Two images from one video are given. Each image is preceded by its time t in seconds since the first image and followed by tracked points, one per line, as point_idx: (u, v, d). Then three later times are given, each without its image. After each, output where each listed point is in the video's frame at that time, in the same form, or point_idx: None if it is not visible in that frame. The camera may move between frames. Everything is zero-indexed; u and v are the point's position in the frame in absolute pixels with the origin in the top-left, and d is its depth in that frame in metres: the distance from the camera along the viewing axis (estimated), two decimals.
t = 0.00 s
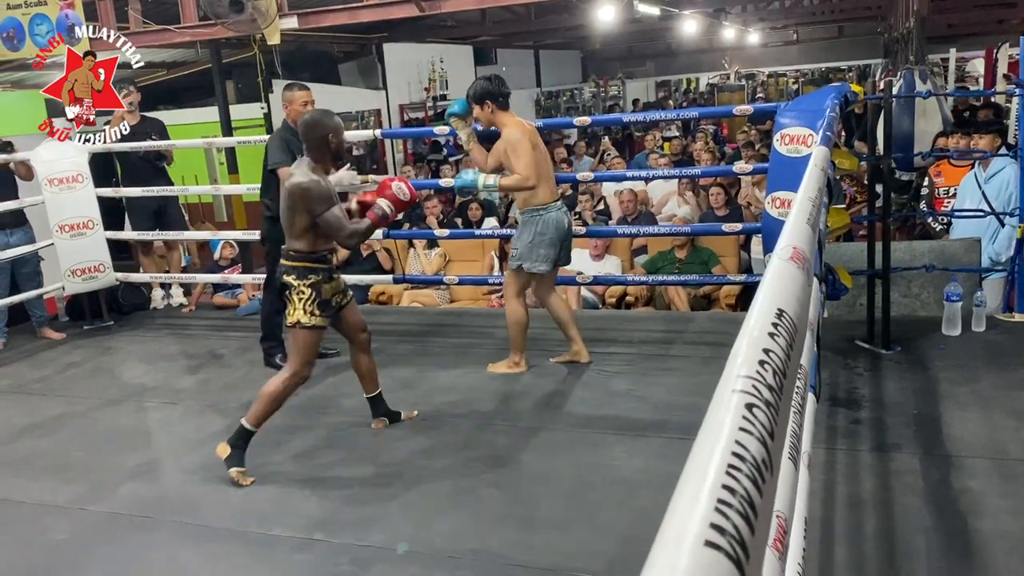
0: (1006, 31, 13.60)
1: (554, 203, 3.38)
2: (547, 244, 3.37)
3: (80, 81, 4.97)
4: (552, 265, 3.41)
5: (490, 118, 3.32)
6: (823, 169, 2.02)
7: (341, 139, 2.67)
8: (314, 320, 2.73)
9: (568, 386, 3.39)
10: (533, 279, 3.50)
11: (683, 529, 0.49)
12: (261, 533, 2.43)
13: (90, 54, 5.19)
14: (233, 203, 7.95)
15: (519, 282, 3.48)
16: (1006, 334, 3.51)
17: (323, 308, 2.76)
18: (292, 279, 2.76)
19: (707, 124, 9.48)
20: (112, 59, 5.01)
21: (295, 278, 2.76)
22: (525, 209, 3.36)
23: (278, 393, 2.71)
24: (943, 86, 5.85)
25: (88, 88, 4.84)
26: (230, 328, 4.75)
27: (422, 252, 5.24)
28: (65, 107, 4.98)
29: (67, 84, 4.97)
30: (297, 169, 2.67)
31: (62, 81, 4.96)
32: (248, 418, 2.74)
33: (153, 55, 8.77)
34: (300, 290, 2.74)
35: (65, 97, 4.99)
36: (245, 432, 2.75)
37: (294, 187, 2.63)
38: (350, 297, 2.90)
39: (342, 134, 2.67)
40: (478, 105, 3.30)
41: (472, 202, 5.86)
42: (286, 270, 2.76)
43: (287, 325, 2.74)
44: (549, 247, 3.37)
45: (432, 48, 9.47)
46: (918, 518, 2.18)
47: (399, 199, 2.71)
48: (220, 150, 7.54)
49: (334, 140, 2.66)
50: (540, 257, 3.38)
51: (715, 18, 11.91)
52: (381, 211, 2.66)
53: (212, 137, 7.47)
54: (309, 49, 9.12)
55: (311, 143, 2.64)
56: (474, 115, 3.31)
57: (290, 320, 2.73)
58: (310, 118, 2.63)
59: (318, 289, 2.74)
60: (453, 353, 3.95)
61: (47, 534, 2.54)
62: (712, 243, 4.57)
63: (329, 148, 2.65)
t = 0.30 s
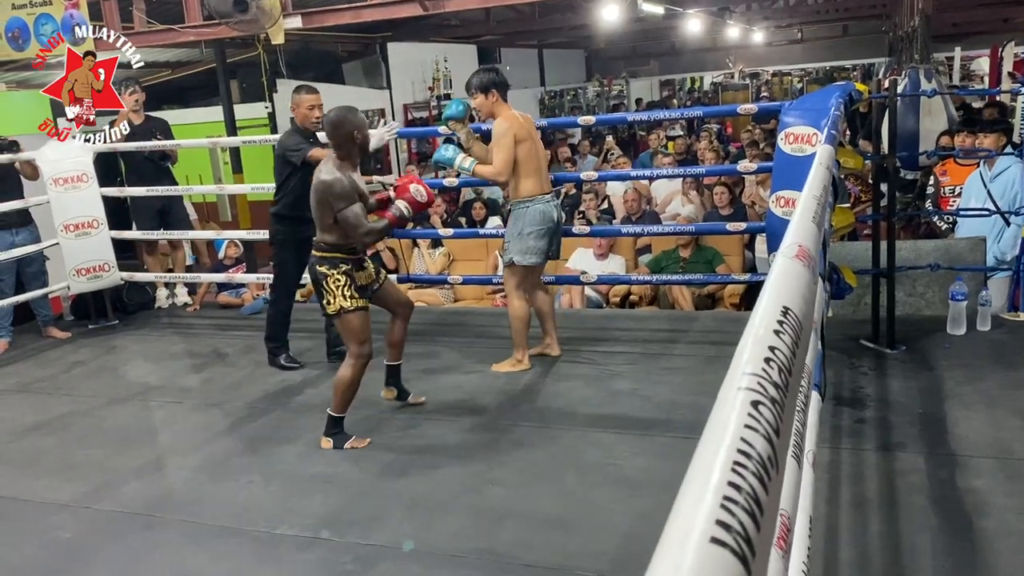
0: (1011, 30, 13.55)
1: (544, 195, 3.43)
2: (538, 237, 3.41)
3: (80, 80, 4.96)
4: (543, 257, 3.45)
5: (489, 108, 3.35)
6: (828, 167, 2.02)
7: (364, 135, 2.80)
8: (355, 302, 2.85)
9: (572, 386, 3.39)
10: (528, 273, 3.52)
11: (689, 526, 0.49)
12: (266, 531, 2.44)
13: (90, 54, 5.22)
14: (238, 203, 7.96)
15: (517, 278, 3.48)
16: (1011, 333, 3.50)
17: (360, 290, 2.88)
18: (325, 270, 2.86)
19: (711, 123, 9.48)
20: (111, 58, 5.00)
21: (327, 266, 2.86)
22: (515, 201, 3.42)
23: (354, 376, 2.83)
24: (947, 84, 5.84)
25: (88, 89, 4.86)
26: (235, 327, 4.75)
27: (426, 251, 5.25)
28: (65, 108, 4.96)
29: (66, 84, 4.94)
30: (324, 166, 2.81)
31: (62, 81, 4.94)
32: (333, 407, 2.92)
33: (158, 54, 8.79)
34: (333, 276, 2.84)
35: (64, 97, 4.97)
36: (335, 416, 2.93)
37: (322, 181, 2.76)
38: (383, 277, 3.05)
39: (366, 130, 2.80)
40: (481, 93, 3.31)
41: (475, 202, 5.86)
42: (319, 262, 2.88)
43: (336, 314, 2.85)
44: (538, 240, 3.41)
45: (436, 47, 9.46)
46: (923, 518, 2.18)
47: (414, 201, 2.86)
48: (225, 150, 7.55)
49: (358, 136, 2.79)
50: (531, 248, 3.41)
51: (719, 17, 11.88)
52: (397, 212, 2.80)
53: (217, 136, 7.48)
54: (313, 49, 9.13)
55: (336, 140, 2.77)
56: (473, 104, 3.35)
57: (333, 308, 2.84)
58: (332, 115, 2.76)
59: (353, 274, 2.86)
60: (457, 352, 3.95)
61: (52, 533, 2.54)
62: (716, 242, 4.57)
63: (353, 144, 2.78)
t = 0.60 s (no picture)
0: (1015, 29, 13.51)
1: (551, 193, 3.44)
2: (548, 234, 3.42)
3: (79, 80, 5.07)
4: (552, 253, 3.46)
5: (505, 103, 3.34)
6: (832, 167, 2.02)
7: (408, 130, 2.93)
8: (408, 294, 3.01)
9: (575, 386, 3.39)
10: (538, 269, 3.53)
11: (693, 527, 0.49)
12: (270, 531, 2.44)
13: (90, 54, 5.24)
14: (242, 203, 7.97)
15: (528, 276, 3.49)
16: (1016, 334, 3.49)
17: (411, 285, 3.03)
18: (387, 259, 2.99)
19: (715, 123, 9.47)
20: (111, 59, 5.14)
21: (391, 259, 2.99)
22: (520, 200, 3.42)
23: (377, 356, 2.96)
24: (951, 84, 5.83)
25: (88, 89, 5.02)
26: (239, 327, 4.76)
27: (430, 251, 5.25)
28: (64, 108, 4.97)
29: (66, 84, 5.01)
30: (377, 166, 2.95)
31: (61, 81, 5.00)
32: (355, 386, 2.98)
33: (161, 55, 8.81)
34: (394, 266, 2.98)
35: (62, 97, 5.01)
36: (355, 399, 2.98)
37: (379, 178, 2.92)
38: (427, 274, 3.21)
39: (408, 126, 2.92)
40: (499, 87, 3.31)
41: (479, 202, 5.86)
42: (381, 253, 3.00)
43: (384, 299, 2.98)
44: (549, 238, 3.42)
45: (440, 48, 9.46)
46: (927, 519, 2.18)
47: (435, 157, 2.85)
48: (229, 150, 7.56)
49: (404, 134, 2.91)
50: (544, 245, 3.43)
51: (722, 17, 11.87)
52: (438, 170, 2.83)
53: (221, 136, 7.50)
54: (317, 49, 9.14)
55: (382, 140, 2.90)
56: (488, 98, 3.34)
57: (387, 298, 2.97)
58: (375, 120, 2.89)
59: (412, 270, 3.01)
60: (461, 352, 3.95)
61: (56, 532, 2.55)
62: (720, 242, 4.56)
63: (402, 140, 2.91)
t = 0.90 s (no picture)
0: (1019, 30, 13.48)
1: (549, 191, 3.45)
2: (534, 230, 3.42)
3: (80, 81, 5.21)
4: (538, 249, 3.45)
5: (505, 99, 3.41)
6: (833, 168, 2.02)
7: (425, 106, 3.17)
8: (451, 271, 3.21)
9: (577, 386, 3.39)
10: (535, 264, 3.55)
11: (692, 525, 0.49)
12: (272, 531, 2.44)
13: (91, 55, 5.27)
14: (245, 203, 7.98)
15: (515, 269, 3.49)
16: (1019, 335, 3.49)
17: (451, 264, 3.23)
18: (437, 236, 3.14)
19: (718, 124, 9.47)
20: (111, 59, 5.26)
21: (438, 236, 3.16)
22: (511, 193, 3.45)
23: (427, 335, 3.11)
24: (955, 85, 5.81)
25: (88, 88, 5.13)
26: (241, 327, 4.76)
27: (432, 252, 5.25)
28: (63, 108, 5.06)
29: (66, 84, 5.14)
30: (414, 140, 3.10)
31: (62, 81, 5.13)
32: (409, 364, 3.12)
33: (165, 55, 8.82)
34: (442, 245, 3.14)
35: (63, 97, 5.12)
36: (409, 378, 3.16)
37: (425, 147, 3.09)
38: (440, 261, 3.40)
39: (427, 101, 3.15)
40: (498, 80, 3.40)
41: (481, 202, 5.86)
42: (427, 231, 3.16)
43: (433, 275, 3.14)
44: (532, 234, 3.42)
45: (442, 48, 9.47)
46: (930, 520, 2.17)
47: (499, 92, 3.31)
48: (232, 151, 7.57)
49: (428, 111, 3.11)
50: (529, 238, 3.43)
51: (726, 17, 11.87)
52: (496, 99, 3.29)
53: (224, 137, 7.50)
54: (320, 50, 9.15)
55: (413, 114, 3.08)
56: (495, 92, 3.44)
57: (441, 272, 3.14)
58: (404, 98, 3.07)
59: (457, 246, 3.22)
60: (463, 352, 3.95)
61: (59, 533, 2.55)
62: (722, 243, 4.56)
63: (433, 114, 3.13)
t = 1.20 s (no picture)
0: None
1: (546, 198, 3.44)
2: (528, 235, 3.42)
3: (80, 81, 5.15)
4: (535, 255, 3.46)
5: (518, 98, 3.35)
6: (837, 169, 2.01)
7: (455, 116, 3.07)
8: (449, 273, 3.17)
9: (579, 386, 3.39)
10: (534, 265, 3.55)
11: (691, 527, 0.49)
12: (276, 532, 2.45)
13: (91, 54, 5.23)
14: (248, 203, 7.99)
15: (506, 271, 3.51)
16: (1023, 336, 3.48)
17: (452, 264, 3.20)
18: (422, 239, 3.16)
19: (721, 125, 9.47)
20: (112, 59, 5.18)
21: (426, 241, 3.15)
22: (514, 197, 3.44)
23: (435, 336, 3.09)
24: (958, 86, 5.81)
25: (88, 89, 5.08)
26: (244, 327, 4.77)
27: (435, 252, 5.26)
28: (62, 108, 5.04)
29: (66, 84, 5.09)
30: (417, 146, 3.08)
31: (61, 81, 5.07)
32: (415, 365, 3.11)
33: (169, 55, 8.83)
34: (427, 249, 3.14)
35: (63, 97, 5.09)
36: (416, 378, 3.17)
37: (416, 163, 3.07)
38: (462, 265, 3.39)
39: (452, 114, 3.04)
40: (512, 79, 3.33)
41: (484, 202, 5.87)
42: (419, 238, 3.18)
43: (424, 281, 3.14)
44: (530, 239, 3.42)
45: (446, 49, 9.48)
46: (932, 521, 2.17)
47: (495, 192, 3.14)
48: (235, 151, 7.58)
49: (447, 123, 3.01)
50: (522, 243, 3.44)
51: (729, 18, 11.86)
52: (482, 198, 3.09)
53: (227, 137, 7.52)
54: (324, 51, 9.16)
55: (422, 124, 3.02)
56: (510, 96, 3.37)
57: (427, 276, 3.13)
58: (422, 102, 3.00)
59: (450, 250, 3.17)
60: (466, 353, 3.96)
61: (62, 532, 2.56)
62: (725, 243, 4.55)
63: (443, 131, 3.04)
